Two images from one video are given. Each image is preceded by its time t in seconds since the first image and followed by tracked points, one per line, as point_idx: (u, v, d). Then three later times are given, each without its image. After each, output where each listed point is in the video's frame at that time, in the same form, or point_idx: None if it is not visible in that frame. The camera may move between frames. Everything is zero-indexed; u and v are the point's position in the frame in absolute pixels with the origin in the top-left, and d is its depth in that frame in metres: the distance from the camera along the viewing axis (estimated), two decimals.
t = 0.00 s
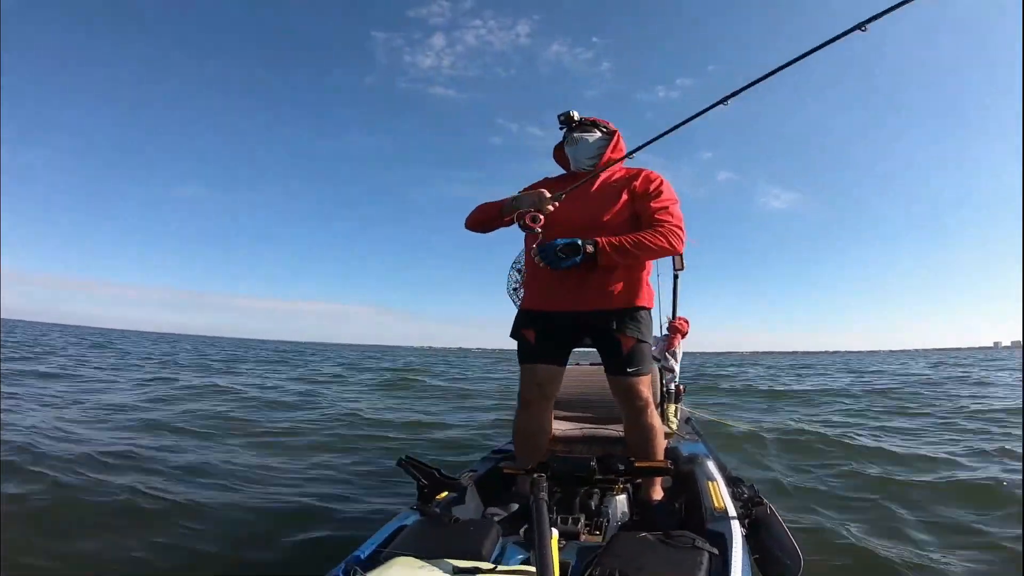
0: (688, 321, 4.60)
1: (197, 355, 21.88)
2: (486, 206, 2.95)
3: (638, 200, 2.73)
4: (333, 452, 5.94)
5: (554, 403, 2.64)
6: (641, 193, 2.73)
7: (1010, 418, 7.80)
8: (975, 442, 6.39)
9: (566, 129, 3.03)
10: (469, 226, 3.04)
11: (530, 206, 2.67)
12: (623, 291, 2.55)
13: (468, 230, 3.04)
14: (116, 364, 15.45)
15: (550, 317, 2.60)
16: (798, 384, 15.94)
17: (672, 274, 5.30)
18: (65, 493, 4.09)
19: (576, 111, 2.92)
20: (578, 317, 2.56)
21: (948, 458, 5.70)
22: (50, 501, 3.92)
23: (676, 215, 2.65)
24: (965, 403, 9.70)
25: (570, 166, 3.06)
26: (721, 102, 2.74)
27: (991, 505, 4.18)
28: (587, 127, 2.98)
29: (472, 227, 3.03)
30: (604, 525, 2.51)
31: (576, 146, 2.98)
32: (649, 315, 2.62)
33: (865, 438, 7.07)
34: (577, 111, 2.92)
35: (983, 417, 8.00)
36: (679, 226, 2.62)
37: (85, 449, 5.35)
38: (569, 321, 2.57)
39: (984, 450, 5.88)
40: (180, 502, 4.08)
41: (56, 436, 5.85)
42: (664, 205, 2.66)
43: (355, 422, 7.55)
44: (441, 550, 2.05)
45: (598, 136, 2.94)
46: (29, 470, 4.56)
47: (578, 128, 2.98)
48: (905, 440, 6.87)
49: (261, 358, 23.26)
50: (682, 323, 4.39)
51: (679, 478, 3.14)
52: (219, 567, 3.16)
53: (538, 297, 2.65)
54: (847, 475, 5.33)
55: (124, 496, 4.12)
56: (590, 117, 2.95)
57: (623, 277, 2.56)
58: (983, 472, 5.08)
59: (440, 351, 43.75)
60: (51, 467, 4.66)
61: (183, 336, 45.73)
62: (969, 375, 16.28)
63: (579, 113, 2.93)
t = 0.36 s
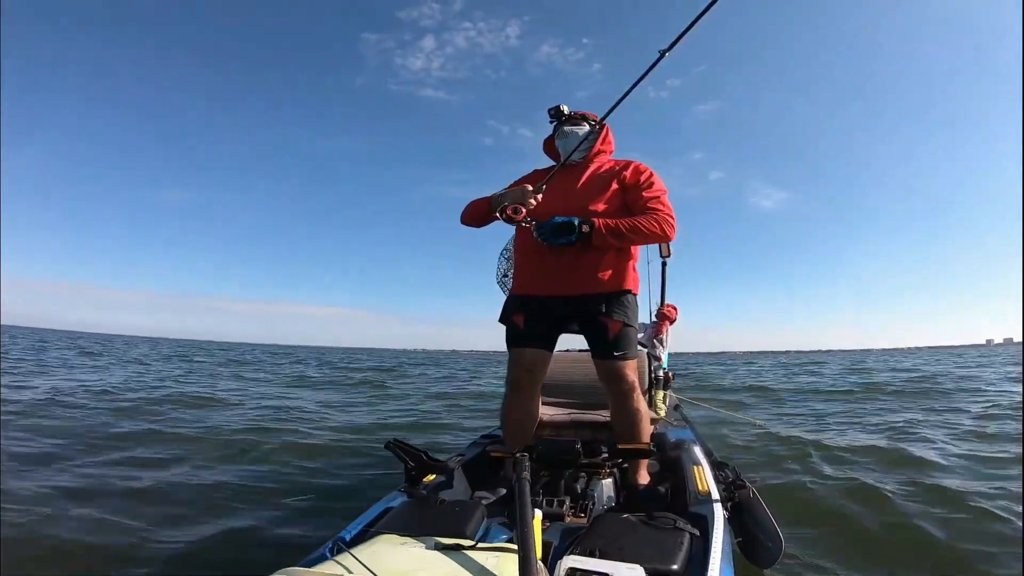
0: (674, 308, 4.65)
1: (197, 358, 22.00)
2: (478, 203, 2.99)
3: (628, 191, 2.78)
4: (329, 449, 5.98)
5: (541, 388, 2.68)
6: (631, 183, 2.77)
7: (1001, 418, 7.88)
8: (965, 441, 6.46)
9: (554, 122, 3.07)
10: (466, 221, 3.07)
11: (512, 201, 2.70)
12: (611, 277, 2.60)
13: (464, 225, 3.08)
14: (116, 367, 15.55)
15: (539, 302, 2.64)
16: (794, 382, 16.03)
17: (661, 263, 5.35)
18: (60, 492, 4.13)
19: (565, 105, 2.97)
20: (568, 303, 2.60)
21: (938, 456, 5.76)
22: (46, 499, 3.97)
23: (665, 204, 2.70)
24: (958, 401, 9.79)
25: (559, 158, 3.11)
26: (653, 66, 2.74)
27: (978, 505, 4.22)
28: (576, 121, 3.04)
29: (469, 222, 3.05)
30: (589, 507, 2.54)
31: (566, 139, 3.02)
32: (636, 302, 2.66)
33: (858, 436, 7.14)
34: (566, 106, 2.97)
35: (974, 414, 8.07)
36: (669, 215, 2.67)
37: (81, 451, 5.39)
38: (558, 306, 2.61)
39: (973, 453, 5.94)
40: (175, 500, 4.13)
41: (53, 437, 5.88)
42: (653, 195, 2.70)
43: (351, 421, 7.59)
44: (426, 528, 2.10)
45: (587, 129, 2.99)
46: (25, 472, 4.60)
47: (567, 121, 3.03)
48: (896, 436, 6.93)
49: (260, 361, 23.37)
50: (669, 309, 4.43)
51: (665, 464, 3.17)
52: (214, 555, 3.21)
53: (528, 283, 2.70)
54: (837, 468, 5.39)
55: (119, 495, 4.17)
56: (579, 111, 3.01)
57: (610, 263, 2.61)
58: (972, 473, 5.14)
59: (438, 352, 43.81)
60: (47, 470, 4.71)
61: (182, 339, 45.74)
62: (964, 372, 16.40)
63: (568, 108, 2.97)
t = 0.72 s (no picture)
0: (672, 316, 4.66)
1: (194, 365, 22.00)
2: (475, 210, 2.98)
3: (623, 193, 2.78)
4: (324, 454, 5.96)
5: (536, 393, 2.67)
6: (626, 186, 2.77)
7: (995, 415, 7.93)
8: (959, 439, 6.49)
9: (547, 129, 3.08)
10: (462, 233, 3.07)
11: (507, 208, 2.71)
12: (606, 283, 2.60)
13: (461, 237, 3.08)
14: (113, 373, 15.54)
15: (535, 308, 2.64)
16: (789, 383, 16.10)
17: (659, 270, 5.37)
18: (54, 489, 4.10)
19: (556, 110, 2.97)
20: (563, 308, 2.60)
21: (933, 454, 5.79)
22: (40, 494, 3.95)
23: (660, 207, 2.70)
24: (951, 400, 9.84)
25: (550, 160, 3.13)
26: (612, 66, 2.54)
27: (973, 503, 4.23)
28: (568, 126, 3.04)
29: (465, 233, 3.06)
30: (583, 514, 2.53)
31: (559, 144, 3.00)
32: (631, 308, 2.66)
33: (853, 436, 7.16)
34: (558, 110, 2.97)
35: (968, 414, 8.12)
36: (664, 217, 2.67)
37: (75, 453, 5.36)
38: (554, 311, 2.61)
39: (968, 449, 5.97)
40: (171, 493, 4.12)
41: (46, 441, 5.86)
42: (648, 198, 2.70)
43: (346, 428, 7.56)
44: (419, 534, 2.09)
45: (580, 133, 2.98)
46: (18, 472, 4.56)
47: (559, 126, 3.04)
48: (891, 436, 6.96)
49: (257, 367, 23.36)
50: (667, 317, 4.44)
51: (659, 472, 3.17)
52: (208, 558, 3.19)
53: (524, 289, 2.70)
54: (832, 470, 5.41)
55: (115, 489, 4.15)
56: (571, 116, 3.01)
57: (605, 269, 2.60)
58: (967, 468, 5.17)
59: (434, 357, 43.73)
60: (40, 468, 4.67)
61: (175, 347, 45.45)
62: (958, 372, 16.50)
63: (560, 112, 2.98)
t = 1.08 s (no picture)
0: (678, 323, 4.66)
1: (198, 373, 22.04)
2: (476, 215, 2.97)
3: (622, 197, 2.77)
4: (327, 461, 5.95)
5: (538, 401, 2.66)
6: (624, 190, 2.76)
7: (997, 405, 7.93)
8: (961, 429, 6.50)
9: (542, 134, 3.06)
10: (462, 238, 3.06)
11: (502, 211, 2.70)
12: (607, 289, 2.59)
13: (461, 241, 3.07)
14: (119, 383, 15.60)
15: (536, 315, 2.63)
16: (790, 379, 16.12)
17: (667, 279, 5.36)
18: (54, 504, 4.09)
19: (550, 114, 2.94)
20: (564, 315, 2.60)
21: (934, 447, 5.79)
22: (40, 511, 3.93)
23: (660, 210, 2.69)
24: (954, 391, 9.84)
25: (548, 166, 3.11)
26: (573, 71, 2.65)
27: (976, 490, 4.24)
28: (563, 129, 3.02)
29: (465, 239, 3.05)
30: (586, 523, 2.52)
31: (554, 148, 3.01)
32: (633, 316, 2.65)
33: (854, 431, 7.18)
34: (552, 115, 2.94)
35: (971, 405, 8.10)
36: (663, 221, 2.66)
37: (76, 467, 5.36)
38: (555, 318, 2.61)
39: (968, 438, 5.99)
40: (171, 506, 4.10)
41: (50, 456, 5.87)
42: (647, 201, 2.69)
43: (349, 433, 7.54)
44: (421, 542, 2.07)
45: (575, 136, 2.99)
46: (20, 487, 4.56)
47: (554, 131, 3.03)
48: (892, 429, 6.98)
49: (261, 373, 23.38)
50: (673, 325, 4.44)
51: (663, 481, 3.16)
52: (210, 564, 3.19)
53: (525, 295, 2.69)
54: (837, 465, 5.41)
55: (115, 504, 4.14)
56: (565, 119, 3.00)
57: (605, 276, 2.60)
58: (971, 459, 5.17)
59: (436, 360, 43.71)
60: (42, 484, 4.67)
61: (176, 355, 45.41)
62: (960, 363, 16.51)
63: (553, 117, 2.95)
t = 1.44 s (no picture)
0: (682, 309, 4.68)
1: (197, 378, 21.94)
2: (477, 195, 2.97)
3: (619, 186, 2.79)
4: (331, 464, 5.94)
5: (545, 391, 2.68)
6: (622, 178, 2.79)
7: (995, 396, 7.99)
8: (961, 422, 6.55)
9: (538, 127, 3.08)
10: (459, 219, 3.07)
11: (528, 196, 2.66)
12: (611, 277, 2.61)
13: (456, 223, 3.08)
14: (119, 390, 15.53)
15: (540, 305, 2.64)
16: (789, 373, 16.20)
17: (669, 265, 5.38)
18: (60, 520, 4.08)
19: (543, 107, 2.97)
20: (570, 304, 2.61)
21: (934, 442, 5.84)
22: (45, 525, 3.92)
23: (660, 199, 2.72)
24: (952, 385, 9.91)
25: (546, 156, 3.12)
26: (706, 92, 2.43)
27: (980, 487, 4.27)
28: (558, 121, 3.03)
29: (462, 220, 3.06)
30: (596, 510, 2.54)
31: (550, 140, 3.02)
32: (636, 304, 2.68)
33: (855, 425, 7.23)
34: (545, 107, 2.97)
35: (971, 397, 8.15)
36: (664, 209, 2.69)
37: (80, 477, 5.34)
38: (559, 308, 2.62)
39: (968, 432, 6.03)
40: (176, 517, 4.08)
41: (51, 466, 5.84)
42: (646, 189, 2.72)
43: (352, 438, 7.52)
44: (433, 531, 2.08)
45: (570, 127, 2.99)
46: (24, 501, 4.55)
47: (549, 122, 3.04)
48: (892, 424, 7.04)
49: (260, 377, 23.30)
50: (677, 312, 4.46)
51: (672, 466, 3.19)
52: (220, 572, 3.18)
53: (528, 285, 2.70)
54: (839, 460, 5.45)
55: (121, 515, 4.13)
56: (559, 111, 3.01)
57: (609, 265, 2.62)
58: (971, 454, 5.21)
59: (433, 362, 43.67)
60: (46, 498, 4.65)
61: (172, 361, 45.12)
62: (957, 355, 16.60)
63: (547, 109, 2.98)
